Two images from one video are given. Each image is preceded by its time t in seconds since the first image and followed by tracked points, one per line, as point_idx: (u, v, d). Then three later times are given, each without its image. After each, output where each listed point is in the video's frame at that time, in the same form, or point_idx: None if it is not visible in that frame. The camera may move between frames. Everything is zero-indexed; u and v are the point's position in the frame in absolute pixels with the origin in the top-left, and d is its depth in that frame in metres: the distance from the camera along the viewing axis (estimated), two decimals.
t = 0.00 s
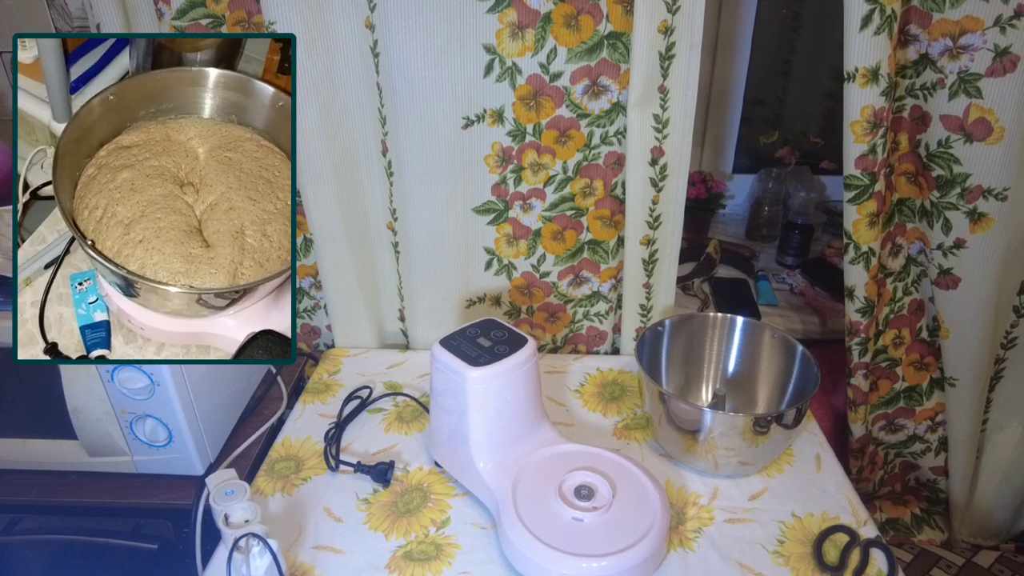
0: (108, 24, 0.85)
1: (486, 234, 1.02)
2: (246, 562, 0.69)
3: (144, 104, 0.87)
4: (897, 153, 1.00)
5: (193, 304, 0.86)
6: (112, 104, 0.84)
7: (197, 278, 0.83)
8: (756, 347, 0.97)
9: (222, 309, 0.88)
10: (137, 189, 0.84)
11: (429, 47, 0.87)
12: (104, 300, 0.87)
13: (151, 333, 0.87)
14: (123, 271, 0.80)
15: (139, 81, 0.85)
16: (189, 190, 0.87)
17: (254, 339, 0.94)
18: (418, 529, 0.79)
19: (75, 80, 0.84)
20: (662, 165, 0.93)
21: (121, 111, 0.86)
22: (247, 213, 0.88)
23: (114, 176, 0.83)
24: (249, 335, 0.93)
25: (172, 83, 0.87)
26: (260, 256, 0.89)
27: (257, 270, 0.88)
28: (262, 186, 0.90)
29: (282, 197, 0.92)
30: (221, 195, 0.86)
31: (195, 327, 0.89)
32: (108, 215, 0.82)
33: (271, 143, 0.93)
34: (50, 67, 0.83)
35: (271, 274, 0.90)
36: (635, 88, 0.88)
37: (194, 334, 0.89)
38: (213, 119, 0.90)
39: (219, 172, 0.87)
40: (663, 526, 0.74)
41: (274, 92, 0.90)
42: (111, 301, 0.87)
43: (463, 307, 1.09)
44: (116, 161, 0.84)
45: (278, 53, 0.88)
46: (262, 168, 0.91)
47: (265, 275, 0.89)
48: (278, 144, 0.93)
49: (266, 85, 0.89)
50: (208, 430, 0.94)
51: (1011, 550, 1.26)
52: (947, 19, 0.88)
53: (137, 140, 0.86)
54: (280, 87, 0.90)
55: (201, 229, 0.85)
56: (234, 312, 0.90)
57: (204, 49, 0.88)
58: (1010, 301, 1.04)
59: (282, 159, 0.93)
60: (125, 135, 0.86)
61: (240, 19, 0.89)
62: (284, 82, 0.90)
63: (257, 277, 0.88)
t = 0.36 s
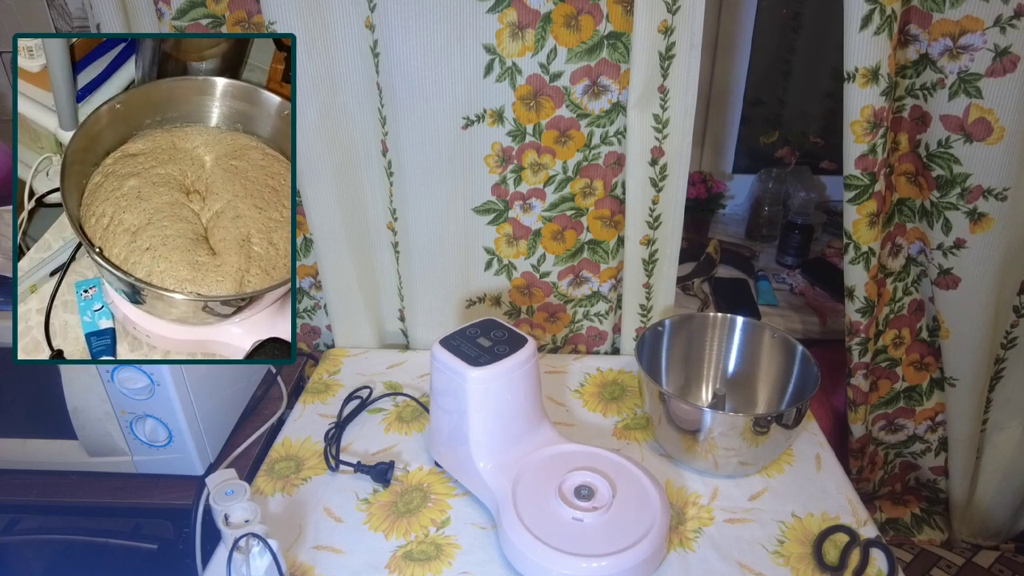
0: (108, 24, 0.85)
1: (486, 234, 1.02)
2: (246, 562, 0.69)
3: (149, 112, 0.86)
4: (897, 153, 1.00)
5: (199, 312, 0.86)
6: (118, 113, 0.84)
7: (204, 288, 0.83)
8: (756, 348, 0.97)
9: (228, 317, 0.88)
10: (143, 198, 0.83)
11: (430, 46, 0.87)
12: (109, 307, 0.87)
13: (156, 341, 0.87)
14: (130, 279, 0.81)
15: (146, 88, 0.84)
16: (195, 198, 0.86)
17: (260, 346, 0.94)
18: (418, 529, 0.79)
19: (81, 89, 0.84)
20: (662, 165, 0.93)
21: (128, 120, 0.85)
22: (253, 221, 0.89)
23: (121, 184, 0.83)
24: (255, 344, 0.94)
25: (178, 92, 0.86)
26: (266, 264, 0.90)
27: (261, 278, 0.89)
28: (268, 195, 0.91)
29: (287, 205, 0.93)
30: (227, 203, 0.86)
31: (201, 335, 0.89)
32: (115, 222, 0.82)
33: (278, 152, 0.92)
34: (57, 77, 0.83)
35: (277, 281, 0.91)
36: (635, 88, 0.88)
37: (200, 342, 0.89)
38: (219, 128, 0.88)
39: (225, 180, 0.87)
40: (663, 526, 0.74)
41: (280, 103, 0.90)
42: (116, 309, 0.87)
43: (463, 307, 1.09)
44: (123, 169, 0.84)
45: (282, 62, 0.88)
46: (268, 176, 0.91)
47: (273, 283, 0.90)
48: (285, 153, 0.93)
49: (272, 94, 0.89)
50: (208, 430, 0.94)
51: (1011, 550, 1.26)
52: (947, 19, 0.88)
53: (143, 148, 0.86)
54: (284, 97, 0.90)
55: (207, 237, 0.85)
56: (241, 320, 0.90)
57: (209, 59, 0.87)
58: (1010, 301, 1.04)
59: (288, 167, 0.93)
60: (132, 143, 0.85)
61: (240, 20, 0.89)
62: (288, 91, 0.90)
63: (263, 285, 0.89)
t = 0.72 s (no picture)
0: (108, 24, 0.85)
1: (486, 234, 1.02)
2: (246, 562, 0.69)
3: (156, 119, 0.87)
4: (897, 153, 1.00)
5: (205, 319, 0.87)
6: (126, 120, 0.85)
7: (211, 296, 0.84)
8: (757, 349, 0.97)
9: (233, 324, 0.90)
10: (150, 204, 0.84)
11: (430, 46, 0.87)
12: (114, 313, 0.89)
13: (161, 347, 0.88)
14: (137, 284, 0.81)
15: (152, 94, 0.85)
16: (200, 205, 0.87)
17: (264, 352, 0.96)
18: (418, 530, 0.79)
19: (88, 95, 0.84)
20: (662, 165, 0.93)
21: (134, 125, 0.86)
22: (258, 228, 0.90)
23: (127, 190, 0.84)
24: (261, 350, 0.96)
25: (184, 99, 0.87)
26: (271, 271, 0.90)
27: (267, 285, 0.89)
28: (274, 202, 0.92)
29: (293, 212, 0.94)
30: (233, 210, 0.87)
31: (206, 340, 0.90)
32: (121, 228, 0.82)
33: (283, 159, 0.93)
34: (65, 80, 0.82)
35: (282, 288, 0.91)
36: (636, 88, 0.88)
37: (205, 348, 0.91)
38: (225, 135, 0.90)
39: (231, 187, 0.88)
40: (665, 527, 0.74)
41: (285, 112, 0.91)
42: (121, 315, 0.88)
43: (463, 307, 1.09)
44: (129, 175, 0.85)
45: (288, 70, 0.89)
46: (274, 183, 0.92)
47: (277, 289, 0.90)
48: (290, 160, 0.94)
49: (278, 102, 0.90)
50: (208, 430, 0.94)
51: (1011, 550, 1.26)
52: (947, 19, 0.88)
53: (149, 154, 0.87)
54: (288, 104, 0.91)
55: (213, 243, 0.86)
56: (246, 328, 0.93)
57: (214, 66, 0.88)
58: (1010, 301, 1.04)
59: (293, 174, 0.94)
60: (138, 149, 0.87)
61: (240, 20, 0.89)
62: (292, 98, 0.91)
63: (269, 292, 0.90)
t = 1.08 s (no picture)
0: (109, 24, 0.85)
1: (486, 234, 1.02)
2: (246, 562, 0.69)
3: (154, 123, 0.88)
4: (897, 153, 1.00)
5: (201, 322, 0.87)
6: (124, 123, 0.85)
7: (205, 297, 0.83)
8: (757, 350, 0.97)
9: (229, 327, 0.90)
10: (147, 207, 0.84)
11: (430, 46, 0.87)
12: (111, 315, 0.88)
13: (157, 351, 0.87)
14: (132, 288, 0.81)
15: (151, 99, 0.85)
16: (198, 208, 0.87)
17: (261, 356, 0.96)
18: (418, 530, 0.79)
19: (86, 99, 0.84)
20: (662, 165, 0.93)
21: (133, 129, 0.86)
22: (255, 232, 0.89)
23: (124, 194, 0.84)
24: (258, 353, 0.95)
25: (182, 103, 0.87)
26: (267, 275, 0.90)
27: (262, 288, 0.89)
28: (271, 207, 0.92)
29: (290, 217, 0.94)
30: (230, 214, 0.87)
31: (203, 344, 0.90)
32: (118, 231, 0.82)
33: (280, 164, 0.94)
34: (64, 84, 0.82)
35: (278, 292, 0.91)
36: (636, 88, 0.88)
37: (201, 351, 0.90)
38: (223, 139, 0.90)
39: (228, 191, 0.88)
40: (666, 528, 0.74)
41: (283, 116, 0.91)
42: (118, 318, 0.88)
43: (463, 307, 1.09)
44: (127, 179, 0.85)
45: (287, 75, 0.89)
46: (271, 189, 0.92)
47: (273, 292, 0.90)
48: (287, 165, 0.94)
49: (276, 107, 0.90)
50: (208, 430, 0.94)
51: (1011, 550, 1.26)
52: (947, 19, 0.88)
53: (147, 158, 0.87)
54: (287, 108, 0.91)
55: (209, 246, 0.86)
56: (241, 331, 0.92)
57: (213, 70, 0.88)
58: (1010, 301, 1.04)
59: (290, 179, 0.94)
60: (136, 153, 0.87)
61: (240, 20, 0.89)
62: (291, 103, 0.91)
63: (265, 296, 0.90)
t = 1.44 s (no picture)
0: (109, 26, 0.85)
1: (486, 234, 1.02)
2: (246, 562, 0.69)
3: (140, 120, 0.88)
4: (897, 153, 1.00)
5: (188, 320, 0.86)
6: (108, 120, 0.85)
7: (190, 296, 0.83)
8: (757, 350, 0.97)
9: (217, 325, 0.89)
10: (132, 204, 0.84)
11: (429, 45, 0.87)
12: (99, 314, 0.88)
13: (146, 349, 0.87)
14: (116, 287, 0.80)
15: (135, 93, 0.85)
16: (184, 205, 0.87)
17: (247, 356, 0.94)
18: (418, 530, 0.79)
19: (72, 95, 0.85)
20: (662, 166, 0.93)
21: (118, 126, 0.86)
22: (241, 228, 0.88)
23: (110, 190, 0.84)
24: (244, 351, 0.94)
25: (168, 99, 0.87)
26: (254, 272, 0.88)
27: (248, 285, 0.87)
28: (257, 202, 0.90)
29: (276, 212, 0.92)
30: (217, 210, 0.87)
31: (190, 342, 0.89)
32: (102, 229, 0.82)
33: (268, 159, 0.93)
34: (47, 81, 0.84)
35: (265, 289, 0.89)
36: (636, 88, 0.87)
37: (191, 350, 0.89)
38: (209, 134, 0.90)
39: (214, 187, 0.88)
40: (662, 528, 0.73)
41: (269, 109, 0.90)
42: (105, 316, 0.88)
43: (463, 307, 1.08)
44: (112, 176, 0.85)
45: (275, 69, 0.89)
46: (258, 184, 0.91)
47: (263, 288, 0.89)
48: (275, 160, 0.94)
49: (261, 101, 0.90)
50: (208, 430, 0.94)
51: (1011, 550, 1.26)
52: (947, 19, 0.88)
53: (132, 154, 0.87)
54: (277, 104, 0.91)
55: (195, 243, 0.85)
56: (228, 328, 0.91)
57: (200, 65, 0.88)
58: (1010, 301, 1.04)
59: (278, 174, 0.94)
60: (122, 149, 0.87)
61: (240, 20, 0.89)
62: (281, 98, 0.90)
63: (251, 293, 0.88)
